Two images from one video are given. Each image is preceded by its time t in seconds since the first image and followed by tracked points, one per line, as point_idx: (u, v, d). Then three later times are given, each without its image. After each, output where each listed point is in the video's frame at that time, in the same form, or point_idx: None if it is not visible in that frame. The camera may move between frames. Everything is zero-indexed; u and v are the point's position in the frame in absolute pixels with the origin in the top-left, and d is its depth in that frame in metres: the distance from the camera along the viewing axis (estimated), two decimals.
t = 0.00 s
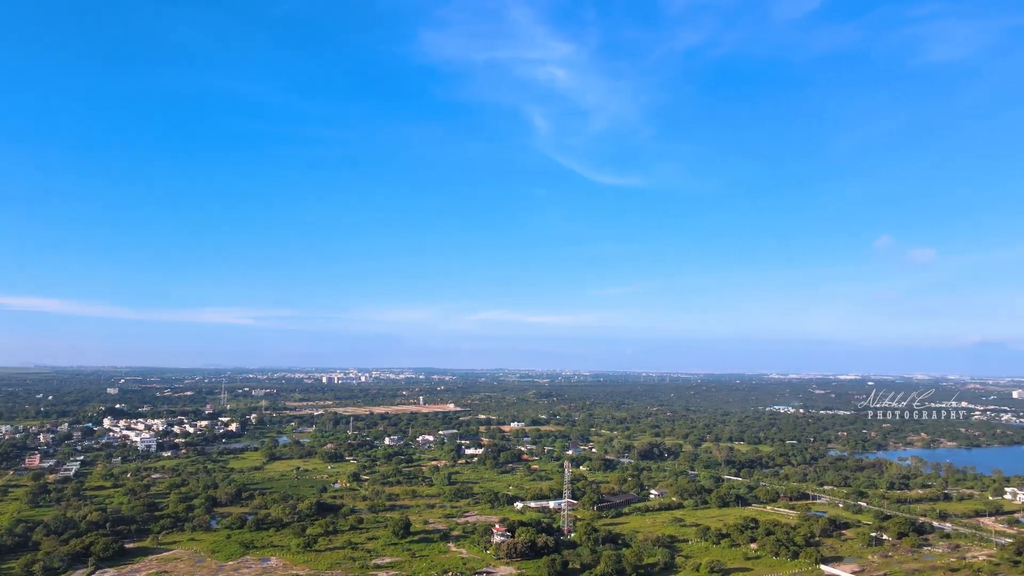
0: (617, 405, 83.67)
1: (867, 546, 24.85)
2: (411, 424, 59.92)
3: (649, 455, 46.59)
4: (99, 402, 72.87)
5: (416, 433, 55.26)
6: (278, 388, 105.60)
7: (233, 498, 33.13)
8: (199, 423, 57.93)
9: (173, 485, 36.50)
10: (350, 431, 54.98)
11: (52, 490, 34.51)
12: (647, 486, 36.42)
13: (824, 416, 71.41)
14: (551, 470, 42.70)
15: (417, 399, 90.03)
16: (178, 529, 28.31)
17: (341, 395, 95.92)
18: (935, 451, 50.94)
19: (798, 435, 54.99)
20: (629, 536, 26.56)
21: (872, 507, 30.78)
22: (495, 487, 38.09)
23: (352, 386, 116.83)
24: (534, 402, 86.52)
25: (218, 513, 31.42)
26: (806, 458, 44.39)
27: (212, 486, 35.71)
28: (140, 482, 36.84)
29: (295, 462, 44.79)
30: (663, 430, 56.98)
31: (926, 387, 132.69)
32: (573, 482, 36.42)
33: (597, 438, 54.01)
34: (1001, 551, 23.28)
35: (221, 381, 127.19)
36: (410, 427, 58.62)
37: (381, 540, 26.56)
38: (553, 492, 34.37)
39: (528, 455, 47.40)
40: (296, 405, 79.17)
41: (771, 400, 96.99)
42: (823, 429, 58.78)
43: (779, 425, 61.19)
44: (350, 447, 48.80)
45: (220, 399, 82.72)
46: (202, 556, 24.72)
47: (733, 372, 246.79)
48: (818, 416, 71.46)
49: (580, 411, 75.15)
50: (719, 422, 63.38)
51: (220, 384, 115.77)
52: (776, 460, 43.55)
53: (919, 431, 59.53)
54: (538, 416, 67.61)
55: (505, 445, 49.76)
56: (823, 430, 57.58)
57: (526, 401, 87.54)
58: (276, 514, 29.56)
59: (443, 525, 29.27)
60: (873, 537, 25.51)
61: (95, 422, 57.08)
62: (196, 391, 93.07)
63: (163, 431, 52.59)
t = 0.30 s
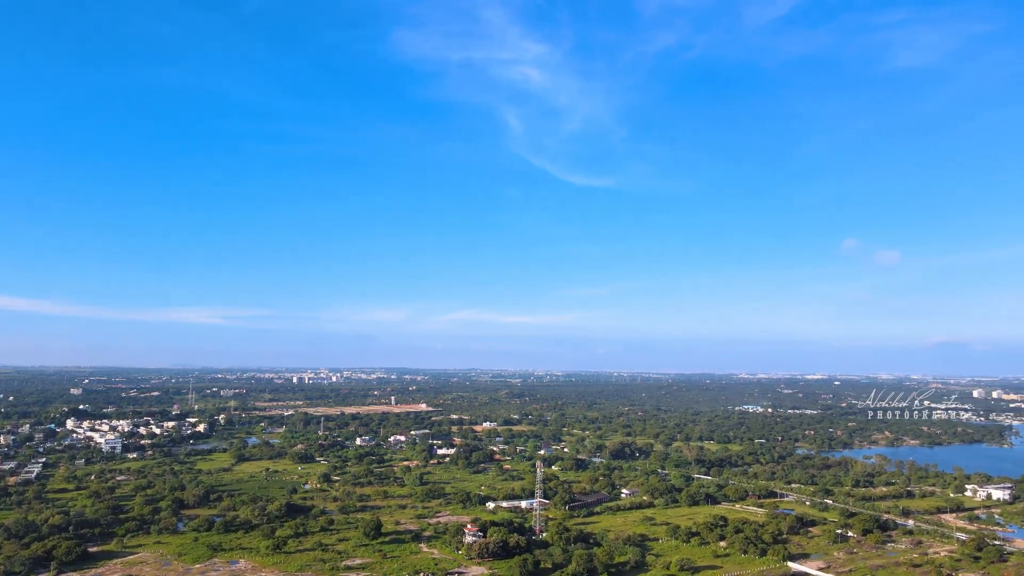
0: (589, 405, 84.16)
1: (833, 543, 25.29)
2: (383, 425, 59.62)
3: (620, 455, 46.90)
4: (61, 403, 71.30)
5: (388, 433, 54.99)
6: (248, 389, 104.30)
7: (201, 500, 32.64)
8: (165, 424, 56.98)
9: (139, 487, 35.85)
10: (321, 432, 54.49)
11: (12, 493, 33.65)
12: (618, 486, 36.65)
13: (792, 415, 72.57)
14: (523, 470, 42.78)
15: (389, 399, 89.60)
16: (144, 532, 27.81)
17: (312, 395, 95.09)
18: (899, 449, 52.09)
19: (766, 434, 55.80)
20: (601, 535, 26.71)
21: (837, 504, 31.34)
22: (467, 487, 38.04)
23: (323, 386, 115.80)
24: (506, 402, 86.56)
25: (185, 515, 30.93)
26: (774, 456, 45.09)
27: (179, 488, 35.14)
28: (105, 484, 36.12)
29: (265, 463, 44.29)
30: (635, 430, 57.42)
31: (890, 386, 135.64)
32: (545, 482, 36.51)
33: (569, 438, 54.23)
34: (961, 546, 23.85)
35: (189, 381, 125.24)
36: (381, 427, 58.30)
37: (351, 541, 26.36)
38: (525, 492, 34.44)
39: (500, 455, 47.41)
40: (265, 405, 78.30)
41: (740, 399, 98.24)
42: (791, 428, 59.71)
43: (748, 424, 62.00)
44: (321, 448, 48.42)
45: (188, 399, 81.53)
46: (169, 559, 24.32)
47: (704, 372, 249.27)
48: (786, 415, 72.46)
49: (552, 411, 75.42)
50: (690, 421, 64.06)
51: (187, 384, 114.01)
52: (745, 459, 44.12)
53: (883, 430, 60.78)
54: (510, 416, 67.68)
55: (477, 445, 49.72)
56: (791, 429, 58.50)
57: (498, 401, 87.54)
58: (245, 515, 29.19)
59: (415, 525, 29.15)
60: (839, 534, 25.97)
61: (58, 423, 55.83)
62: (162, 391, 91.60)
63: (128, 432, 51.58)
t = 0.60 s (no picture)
0: (567, 405, 84.37)
1: (807, 541, 25.59)
2: (361, 425, 59.27)
3: (598, 454, 47.07)
4: (31, 403, 69.98)
5: (365, 433, 54.72)
6: (223, 389, 103.21)
7: (175, 501, 32.23)
8: (138, 424, 56.17)
9: (111, 489, 35.31)
10: (297, 432, 54.04)
11: None
12: (596, 485, 36.78)
13: (768, 414, 73.37)
14: (502, 470, 42.77)
15: (367, 399, 89.15)
16: (117, 534, 27.39)
17: (289, 395, 94.37)
18: (872, 448, 52.83)
19: (742, 434, 56.29)
20: (579, 535, 26.77)
21: (812, 502, 31.71)
22: (445, 487, 37.95)
23: (301, 386, 114.87)
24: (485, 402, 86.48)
25: (159, 517, 30.53)
26: (749, 455, 45.54)
27: (153, 490, 34.65)
28: (76, 486, 35.51)
29: (241, 464, 43.84)
30: (613, 430, 57.65)
31: (863, 386, 137.65)
32: (524, 482, 36.53)
33: (548, 437, 54.31)
34: (932, 543, 24.23)
35: (163, 381, 123.64)
36: (359, 427, 57.97)
37: (328, 543, 26.17)
38: (503, 492, 34.42)
39: (478, 455, 47.35)
40: (241, 406, 77.53)
41: (716, 399, 98.90)
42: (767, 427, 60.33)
43: (724, 424, 62.54)
44: (298, 448, 48.05)
45: (162, 399, 80.46)
46: (142, 562, 23.98)
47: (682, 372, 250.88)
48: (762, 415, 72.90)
49: (531, 410, 75.52)
50: (667, 421, 64.46)
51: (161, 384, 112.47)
52: (721, 458, 44.50)
53: (856, 429, 61.57)
54: (489, 416, 67.64)
55: (456, 445, 49.62)
56: (767, 429, 59.12)
57: (477, 401, 87.45)
58: (220, 517, 28.88)
59: (393, 526, 29.02)
60: (813, 532, 26.28)
61: (28, 424, 54.80)
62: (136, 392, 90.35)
63: (101, 433, 50.77)
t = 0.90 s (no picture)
0: (545, 405, 84.55)
1: (781, 539, 25.88)
2: (338, 425, 58.88)
3: (576, 454, 47.21)
4: None
5: (342, 433, 54.39)
6: (198, 389, 101.95)
7: (148, 503, 31.75)
8: (110, 425, 55.28)
9: (82, 491, 34.70)
10: (273, 433, 53.52)
11: None
12: (574, 485, 36.89)
13: (744, 414, 74.11)
14: (479, 470, 42.74)
15: (344, 399, 88.64)
16: (88, 537, 26.92)
17: (264, 395, 93.58)
18: (845, 446, 53.56)
19: (718, 433, 56.76)
20: (556, 535, 26.84)
21: (786, 500, 32.10)
22: (423, 487, 37.82)
23: (277, 386, 113.85)
24: (463, 402, 86.35)
25: (131, 519, 30.07)
26: (725, 454, 45.99)
27: (125, 492, 34.10)
28: (46, 489, 34.84)
29: (215, 465, 43.35)
30: (590, 429, 57.88)
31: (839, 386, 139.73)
32: (501, 482, 36.53)
33: (525, 437, 54.37)
34: (903, 540, 24.64)
35: (136, 381, 121.87)
36: (336, 427, 57.58)
37: (304, 544, 25.96)
38: (481, 492, 34.41)
39: (456, 455, 47.25)
40: (216, 406, 76.66)
41: (693, 399, 99.54)
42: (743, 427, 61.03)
43: (700, 423, 63.11)
44: (273, 448, 47.61)
45: (135, 399, 79.31)
46: (114, 565, 23.61)
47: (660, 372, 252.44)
48: (737, 414, 73.42)
49: (509, 410, 75.56)
50: (644, 420, 64.86)
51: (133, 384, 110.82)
52: (698, 457, 44.88)
53: (830, 428, 62.47)
54: (467, 416, 67.57)
55: (434, 445, 49.47)
56: (743, 428, 59.76)
57: (455, 401, 87.29)
58: (193, 519, 28.52)
59: (370, 527, 28.85)
60: (787, 529, 26.60)
61: None
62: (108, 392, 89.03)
63: (72, 434, 49.90)
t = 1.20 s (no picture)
0: (523, 405, 84.64)
1: (757, 537, 26.19)
2: (314, 425, 58.44)
3: (554, 454, 47.32)
4: None
5: (319, 434, 54.03)
6: (172, 389, 100.67)
7: (120, 505, 31.28)
8: (82, 426, 54.39)
9: (53, 493, 34.09)
10: (249, 433, 52.96)
11: None
12: (552, 484, 36.96)
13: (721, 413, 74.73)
14: (457, 470, 42.67)
15: (321, 399, 88.05)
16: (58, 539, 26.46)
17: (240, 395, 92.69)
18: (818, 445, 54.29)
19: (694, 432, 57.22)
20: (534, 534, 26.87)
21: (761, 498, 32.48)
22: (400, 488, 37.67)
23: (253, 386, 112.73)
24: (441, 402, 86.15)
25: (103, 521, 29.61)
26: (702, 453, 46.37)
27: (97, 494, 33.57)
28: (15, 491, 34.20)
29: (190, 466, 42.82)
30: (568, 429, 58.00)
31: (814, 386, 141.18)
32: (479, 482, 36.51)
33: (504, 437, 54.37)
34: (875, 537, 25.04)
35: (108, 381, 120.03)
36: (313, 427, 57.17)
37: (280, 545, 25.74)
38: (459, 492, 34.37)
39: (434, 455, 47.11)
40: (190, 406, 75.75)
41: (670, 398, 100.10)
42: (719, 426, 61.60)
43: (677, 422, 63.62)
44: (249, 449, 47.12)
45: (107, 399, 78.13)
46: (85, 568, 23.24)
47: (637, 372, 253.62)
48: (714, 414, 74.03)
49: (487, 410, 75.53)
50: (622, 420, 65.19)
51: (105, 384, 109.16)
52: (675, 456, 45.20)
53: (805, 427, 63.24)
54: (445, 416, 67.41)
55: (412, 445, 49.29)
56: (720, 427, 60.29)
57: (433, 400, 87.04)
58: (167, 521, 28.14)
59: (346, 527, 28.68)
60: (762, 527, 26.91)
61: None
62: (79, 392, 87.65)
63: (42, 435, 49.02)
